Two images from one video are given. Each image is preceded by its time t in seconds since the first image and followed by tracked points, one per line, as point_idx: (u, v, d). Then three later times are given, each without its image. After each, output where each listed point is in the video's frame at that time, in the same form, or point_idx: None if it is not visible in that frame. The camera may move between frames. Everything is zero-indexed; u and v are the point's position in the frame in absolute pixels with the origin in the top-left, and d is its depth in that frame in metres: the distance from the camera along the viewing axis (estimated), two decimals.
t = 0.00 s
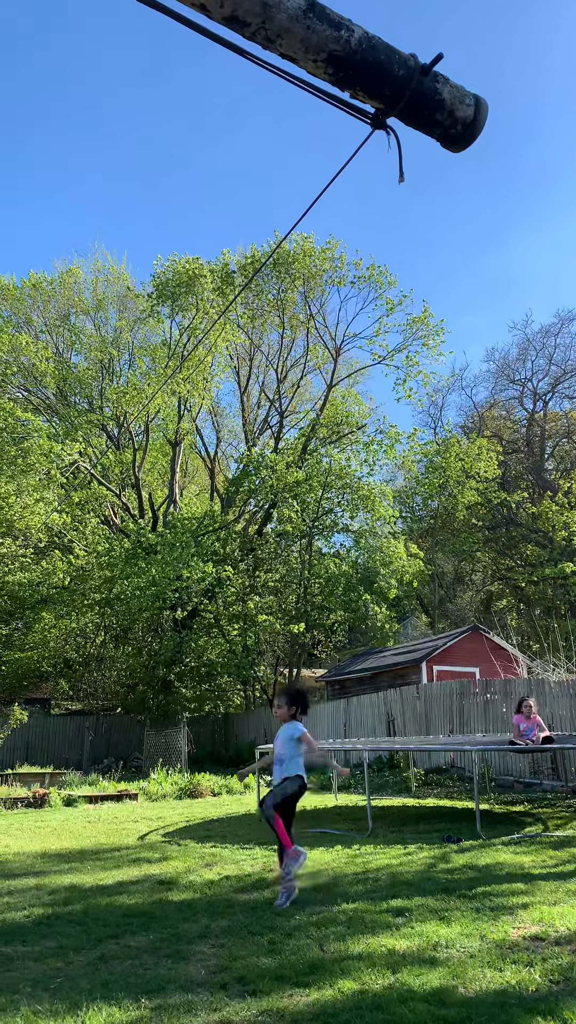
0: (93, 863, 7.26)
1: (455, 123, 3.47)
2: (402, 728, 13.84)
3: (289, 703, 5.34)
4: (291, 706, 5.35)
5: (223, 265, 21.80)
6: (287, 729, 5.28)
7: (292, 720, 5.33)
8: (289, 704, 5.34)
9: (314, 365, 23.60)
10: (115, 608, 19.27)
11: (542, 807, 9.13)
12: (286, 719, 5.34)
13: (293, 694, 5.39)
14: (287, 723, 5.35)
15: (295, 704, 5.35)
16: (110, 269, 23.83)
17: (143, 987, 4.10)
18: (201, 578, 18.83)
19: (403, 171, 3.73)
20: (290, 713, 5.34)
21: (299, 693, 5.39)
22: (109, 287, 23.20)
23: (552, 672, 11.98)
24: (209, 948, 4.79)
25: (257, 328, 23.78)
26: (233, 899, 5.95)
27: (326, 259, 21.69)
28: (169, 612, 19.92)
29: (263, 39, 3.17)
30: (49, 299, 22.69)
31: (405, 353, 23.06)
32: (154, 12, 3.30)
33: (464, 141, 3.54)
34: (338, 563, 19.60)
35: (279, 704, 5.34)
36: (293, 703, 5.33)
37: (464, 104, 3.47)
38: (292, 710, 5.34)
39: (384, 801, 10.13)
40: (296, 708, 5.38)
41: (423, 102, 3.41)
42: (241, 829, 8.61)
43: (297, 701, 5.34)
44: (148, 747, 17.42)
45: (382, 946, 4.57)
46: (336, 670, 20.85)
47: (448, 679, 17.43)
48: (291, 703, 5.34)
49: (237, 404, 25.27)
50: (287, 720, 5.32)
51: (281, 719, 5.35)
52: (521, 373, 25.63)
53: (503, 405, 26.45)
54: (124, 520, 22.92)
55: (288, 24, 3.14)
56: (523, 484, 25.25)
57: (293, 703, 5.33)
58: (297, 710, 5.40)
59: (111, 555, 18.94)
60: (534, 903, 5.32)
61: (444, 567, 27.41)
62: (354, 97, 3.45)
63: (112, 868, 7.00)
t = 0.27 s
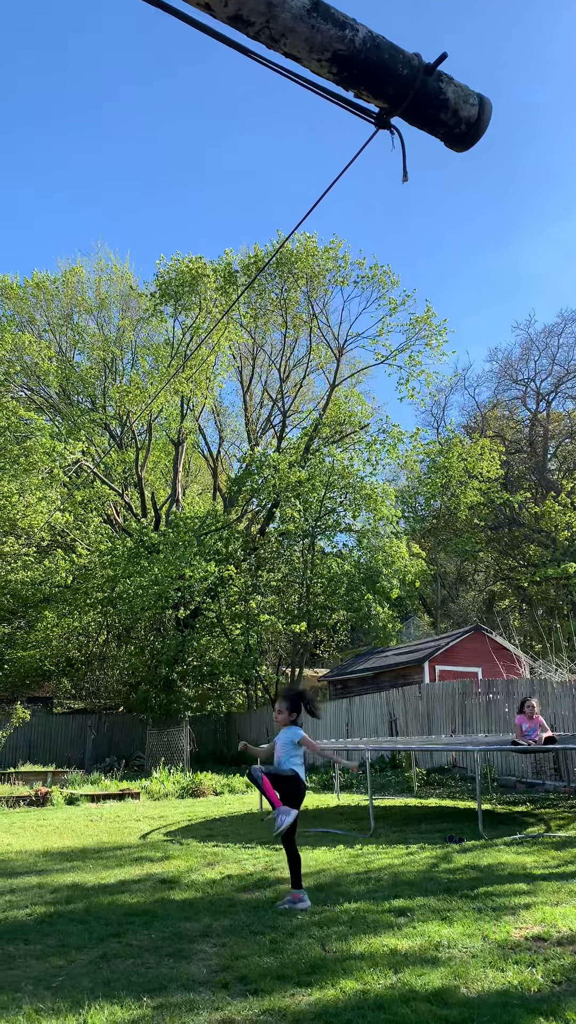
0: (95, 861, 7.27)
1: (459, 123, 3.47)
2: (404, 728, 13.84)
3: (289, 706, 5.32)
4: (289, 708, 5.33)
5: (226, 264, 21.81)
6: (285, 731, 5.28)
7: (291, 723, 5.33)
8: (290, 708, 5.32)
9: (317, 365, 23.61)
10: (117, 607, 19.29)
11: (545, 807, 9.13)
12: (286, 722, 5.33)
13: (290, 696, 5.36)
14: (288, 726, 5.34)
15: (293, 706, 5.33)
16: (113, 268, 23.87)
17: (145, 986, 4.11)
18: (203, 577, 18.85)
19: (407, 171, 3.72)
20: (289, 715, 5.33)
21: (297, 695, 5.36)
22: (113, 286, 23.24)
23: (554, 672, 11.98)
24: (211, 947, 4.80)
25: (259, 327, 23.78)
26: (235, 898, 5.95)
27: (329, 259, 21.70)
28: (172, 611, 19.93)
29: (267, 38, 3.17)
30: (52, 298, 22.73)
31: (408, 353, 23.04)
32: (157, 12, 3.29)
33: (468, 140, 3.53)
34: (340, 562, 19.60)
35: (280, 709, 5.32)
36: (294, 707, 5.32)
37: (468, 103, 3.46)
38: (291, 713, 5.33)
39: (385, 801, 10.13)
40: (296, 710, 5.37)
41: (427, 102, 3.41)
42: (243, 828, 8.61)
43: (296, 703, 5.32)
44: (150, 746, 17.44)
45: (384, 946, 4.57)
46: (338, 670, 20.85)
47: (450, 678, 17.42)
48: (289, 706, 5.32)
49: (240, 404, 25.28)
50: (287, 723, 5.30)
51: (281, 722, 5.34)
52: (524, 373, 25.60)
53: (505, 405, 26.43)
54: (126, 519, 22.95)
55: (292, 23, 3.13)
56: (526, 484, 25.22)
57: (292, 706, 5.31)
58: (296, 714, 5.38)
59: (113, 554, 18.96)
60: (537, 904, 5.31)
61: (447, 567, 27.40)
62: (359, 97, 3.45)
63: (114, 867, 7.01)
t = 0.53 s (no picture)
0: (95, 858, 7.28)
1: (462, 121, 3.46)
2: (404, 726, 13.84)
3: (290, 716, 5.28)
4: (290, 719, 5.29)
5: (228, 261, 21.76)
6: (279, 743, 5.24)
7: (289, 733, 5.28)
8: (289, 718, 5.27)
9: (318, 363, 23.58)
10: (118, 604, 19.29)
11: (545, 805, 9.13)
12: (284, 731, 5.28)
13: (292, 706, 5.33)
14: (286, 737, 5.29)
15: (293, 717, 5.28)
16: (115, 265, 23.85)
17: (145, 983, 4.11)
18: (204, 575, 18.85)
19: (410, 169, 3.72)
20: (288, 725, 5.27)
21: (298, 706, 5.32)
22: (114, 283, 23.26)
23: (555, 671, 11.97)
24: (211, 944, 4.80)
25: (261, 324, 23.74)
26: (236, 895, 5.96)
27: (332, 256, 21.66)
28: (173, 609, 19.93)
29: (270, 35, 3.16)
30: (54, 295, 22.69)
31: (410, 351, 23.00)
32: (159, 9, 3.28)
33: (471, 139, 3.52)
34: (341, 560, 19.59)
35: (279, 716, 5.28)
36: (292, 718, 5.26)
37: (472, 101, 3.45)
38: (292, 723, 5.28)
39: (386, 799, 10.14)
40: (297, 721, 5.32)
41: (430, 99, 3.39)
42: (244, 826, 8.61)
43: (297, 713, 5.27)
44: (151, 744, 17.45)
45: (383, 943, 4.58)
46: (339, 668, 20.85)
47: (451, 677, 17.42)
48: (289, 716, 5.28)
49: (242, 401, 25.24)
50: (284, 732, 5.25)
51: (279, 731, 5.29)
52: (526, 371, 25.56)
53: (508, 403, 26.39)
54: (128, 516, 22.96)
55: (295, 20, 3.12)
56: (528, 483, 25.21)
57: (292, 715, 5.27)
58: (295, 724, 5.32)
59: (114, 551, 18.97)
60: (537, 902, 5.32)
61: (448, 565, 27.37)
62: (361, 94, 3.43)
63: (114, 864, 7.01)
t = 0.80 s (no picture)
0: (92, 858, 7.28)
1: (462, 122, 3.46)
2: (402, 726, 13.86)
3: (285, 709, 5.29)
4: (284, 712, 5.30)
5: (227, 261, 21.74)
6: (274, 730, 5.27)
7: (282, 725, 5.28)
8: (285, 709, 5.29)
9: (317, 363, 23.58)
10: (116, 603, 19.27)
11: (542, 806, 9.14)
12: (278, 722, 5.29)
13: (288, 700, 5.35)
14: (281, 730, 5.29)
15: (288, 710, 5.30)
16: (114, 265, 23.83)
17: (142, 983, 4.11)
18: (202, 575, 18.85)
19: (410, 170, 3.72)
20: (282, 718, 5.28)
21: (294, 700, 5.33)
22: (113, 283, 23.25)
23: (552, 671, 11.98)
24: (208, 944, 4.80)
25: (260, 325, 23.73)
26: (233, 895, 5.95)
27: (331, 257, 21.66)
28: (171, 609, 19.92)
29: (270, 37, 3.16)
30: (53, 294, 22.67)
31: (409, 351, 22.99)
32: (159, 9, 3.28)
33: (471, 141, 3.53)
34: (340, 561, 19.59)
35: (273, 708, 5.30)
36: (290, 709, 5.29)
37: (471, 103, 3.46)
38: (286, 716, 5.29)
39: (383, 799, 10.15)
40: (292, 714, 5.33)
41: (430, 101, 3.40)
42: (242, 826, 8.61)
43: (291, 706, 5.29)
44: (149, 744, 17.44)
45: (381, 944, 4.58)
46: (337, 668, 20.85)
47: (449, 677, 17.43)
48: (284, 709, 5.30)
49: (240, 401, 25.24)
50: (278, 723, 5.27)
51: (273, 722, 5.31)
52: (525, 372, 25.58)
53: (506, 404, 26.40)
54: (126, 515, 22.96)
55: (295, 22, 3.12)
56: (526, 483, 25.23)
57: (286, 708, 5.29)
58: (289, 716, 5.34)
59: (113, 551, 18.95)
60: (534, 902, 5.32)
61: (447, 565, 27.39)
62: (361, 95, 3.43)
63: (111, 864, 7.01)
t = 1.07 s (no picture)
0: (90, 858, 7.27)
1: (463, 126, 3.46)
2: (401, 728, 13.84)
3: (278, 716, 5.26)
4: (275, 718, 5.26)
5: (228, 262, 21.74)
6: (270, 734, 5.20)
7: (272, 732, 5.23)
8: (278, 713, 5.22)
9: (317, 364, 23.60)
10: (115, 604, 19.26)
11: (540, 808, 9.13)
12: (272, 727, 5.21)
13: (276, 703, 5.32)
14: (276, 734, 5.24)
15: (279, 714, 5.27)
16: (114, 265, 23.86)
17: (138, 984, 4.09)
18: (201, 576, 18.84)
19: (410, 173, 3.72)
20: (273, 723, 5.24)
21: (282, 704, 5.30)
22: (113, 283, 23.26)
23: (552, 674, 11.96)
24: (205, 946, 4.79)
25: (260, 326, 23.73)
26: (230, 897, 5.94)
27: (331, 259, 21.66)
28: (170, 610, 19.91)
29: (272, 40, 3.16)
30: (53, 294, 22.68)
31: (409, 353, 22.98)
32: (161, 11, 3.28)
33: (472, 144, 3.53)
34: (339, 563, 19.57)
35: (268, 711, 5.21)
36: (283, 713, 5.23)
37: (473, 106, 3.45)
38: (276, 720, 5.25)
39: (381, 801, 10.14)
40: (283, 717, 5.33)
41: (431, 105, 3.40)
42: (239, 827, 8.59)
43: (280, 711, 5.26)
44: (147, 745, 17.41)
45: (378, 946, 4.57)
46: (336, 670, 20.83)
47: (448, 680, 17.41)
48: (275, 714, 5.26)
49: (240, 402, 25.24)
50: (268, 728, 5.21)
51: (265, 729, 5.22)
52: (525, 374, 25.58)
53: (506, 407, 26.39)
54: (125, 516, 22.96)
55: (297, 25, 3.12)
56: (526, 486, 25.23)
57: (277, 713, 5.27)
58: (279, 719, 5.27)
59: (112, 552, 18.95)
60: (532, 905, 5.31)
61: (446, 567, 27.38)
62: (363, 99, 3.43)
63: (108, 864, 7.00)
